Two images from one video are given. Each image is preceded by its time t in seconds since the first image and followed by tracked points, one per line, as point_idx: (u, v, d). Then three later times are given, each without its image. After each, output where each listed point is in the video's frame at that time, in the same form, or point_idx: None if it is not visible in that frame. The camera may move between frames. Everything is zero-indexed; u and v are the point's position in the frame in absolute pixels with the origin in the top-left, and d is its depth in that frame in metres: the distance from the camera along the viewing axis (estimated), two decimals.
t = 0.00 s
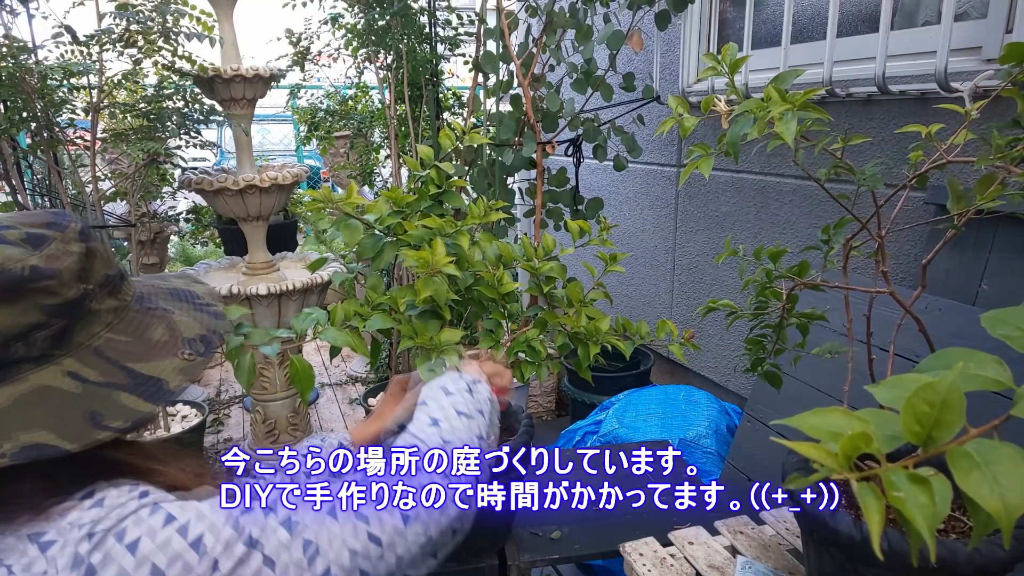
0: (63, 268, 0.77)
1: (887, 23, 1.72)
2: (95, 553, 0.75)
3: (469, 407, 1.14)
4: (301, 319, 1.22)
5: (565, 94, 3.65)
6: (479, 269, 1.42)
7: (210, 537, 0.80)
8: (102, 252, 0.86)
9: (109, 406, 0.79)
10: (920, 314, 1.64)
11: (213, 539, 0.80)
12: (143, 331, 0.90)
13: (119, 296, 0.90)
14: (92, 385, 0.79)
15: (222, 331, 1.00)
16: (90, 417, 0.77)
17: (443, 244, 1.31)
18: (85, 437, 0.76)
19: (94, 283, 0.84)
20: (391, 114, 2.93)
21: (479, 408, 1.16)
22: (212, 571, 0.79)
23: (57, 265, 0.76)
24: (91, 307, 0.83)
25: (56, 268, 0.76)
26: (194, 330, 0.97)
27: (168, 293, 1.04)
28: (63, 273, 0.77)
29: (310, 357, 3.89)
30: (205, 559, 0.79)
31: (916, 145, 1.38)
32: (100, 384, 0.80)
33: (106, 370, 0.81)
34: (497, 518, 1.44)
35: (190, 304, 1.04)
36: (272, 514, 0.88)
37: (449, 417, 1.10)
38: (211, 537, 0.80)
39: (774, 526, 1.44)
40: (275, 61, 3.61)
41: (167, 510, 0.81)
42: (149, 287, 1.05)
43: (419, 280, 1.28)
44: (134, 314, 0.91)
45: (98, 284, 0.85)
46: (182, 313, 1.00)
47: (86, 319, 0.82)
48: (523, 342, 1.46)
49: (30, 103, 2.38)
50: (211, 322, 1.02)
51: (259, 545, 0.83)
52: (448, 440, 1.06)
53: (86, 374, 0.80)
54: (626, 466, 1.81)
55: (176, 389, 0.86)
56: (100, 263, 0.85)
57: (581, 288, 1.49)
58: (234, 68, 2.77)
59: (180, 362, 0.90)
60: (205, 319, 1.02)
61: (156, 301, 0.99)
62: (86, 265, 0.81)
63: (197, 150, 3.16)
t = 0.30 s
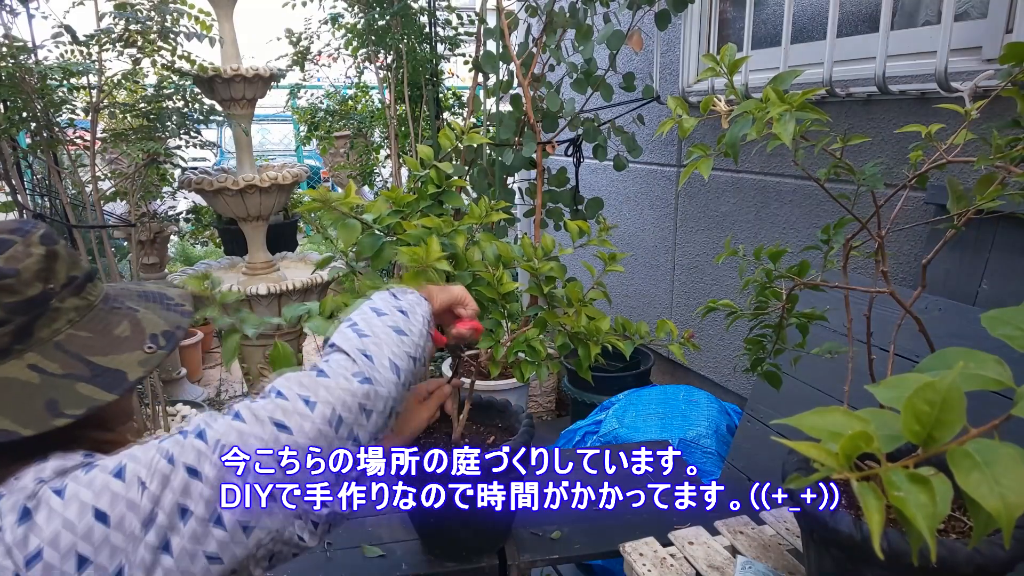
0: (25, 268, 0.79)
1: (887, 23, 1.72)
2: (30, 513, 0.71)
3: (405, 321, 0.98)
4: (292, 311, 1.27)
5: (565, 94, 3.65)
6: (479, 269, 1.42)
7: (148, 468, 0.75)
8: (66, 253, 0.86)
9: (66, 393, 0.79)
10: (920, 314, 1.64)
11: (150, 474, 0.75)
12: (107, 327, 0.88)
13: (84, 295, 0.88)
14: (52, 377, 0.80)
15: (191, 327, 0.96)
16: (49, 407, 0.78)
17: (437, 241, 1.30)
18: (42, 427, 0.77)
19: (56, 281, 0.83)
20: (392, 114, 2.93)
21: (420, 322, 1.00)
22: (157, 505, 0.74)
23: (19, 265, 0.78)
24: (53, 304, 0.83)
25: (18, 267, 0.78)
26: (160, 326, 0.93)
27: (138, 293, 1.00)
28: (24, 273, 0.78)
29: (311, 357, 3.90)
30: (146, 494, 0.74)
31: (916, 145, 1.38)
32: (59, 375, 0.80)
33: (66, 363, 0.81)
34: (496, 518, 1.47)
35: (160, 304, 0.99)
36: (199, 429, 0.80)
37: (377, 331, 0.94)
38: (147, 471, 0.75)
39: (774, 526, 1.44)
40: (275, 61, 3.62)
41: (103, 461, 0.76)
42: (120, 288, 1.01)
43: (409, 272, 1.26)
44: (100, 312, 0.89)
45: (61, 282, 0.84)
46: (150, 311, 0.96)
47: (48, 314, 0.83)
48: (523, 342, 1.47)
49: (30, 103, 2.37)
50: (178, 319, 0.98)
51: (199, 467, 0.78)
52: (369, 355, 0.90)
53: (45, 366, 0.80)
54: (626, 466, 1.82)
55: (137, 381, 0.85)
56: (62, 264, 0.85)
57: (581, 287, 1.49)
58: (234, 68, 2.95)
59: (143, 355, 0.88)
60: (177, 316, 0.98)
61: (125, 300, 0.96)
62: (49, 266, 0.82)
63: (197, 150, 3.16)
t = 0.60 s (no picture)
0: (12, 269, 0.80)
1: (887, 23, 1.72)
2: (17, 491, 0.75)
3: (376, 300, 1.01)
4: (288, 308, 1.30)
5: (565, 94, 3.65)
6: (476, 269, 1.41)
7: (127, 447, 0.78)
8: (55, 255, 0.88)
9: (53, 388, 0.81)
10: (920, 314, 1.63)
11: (128, 450, 0.77)
12: (93, 326, 0.90)
13: (71, 295, 0.90)
14: (39, 372, 0.81)
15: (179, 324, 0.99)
16: (35, 401, 0.79)
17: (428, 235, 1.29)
18: (28, 420, 0.78)
19: (44, 282, 0.85)
20: (393, 113, 2.91)
21: (391, 301, 1.03)
22: (136, 480, 0.77)
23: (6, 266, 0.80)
24: (40, 304, 0.85)
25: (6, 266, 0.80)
26: (146, 325, 0.95)
27: (127, 295, 1.02)
28: (13, 273, 0.80)
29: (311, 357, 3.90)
30: (123, 470, 0.77)
31: (916, 145, 1.38)
32: (45, 371, 0.82)
33: (52, 359, 0.83)
34: (496, 518, 1.47)
35: (146, 303, 1.01)
36: (177, 405, 0.82)
37: (347, 308, 0.97)
38: (125, 448, 0.77)
39: (774, 526, 1.44)
40: (275, 61, 3.62)
41: (88, 442, 0.80)
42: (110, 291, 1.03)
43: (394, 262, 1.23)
44: (87, 312, 0.91)
45: (49, 283, 0.86)
46: (136, 311, 0.98)
47: (34, 314, 0.84)
48: (523, 342, 1.47)
49: (29, 103, 2.37)
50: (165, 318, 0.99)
51: (176, 442, 0.79)
52: (337, 329, 0.93)
53: (33, 363, 0.82)
54: (626, 466, 1.82)
55: (121, 377, 0.86)
56: (50, 266, 0.87)
57: (580, 287, 1.49)
58: (234, 68, 2.98)
59: (130, 352, 0.89)
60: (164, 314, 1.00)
61: (112, 301, 0.98)
62: (37, 267, 0.84)
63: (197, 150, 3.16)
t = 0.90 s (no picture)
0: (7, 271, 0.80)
1: (886, 23, 1.72)
2: (19, 480, 0.76)
3: (367, 294, 1.04)
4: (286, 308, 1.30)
5: (565, 94, 3.65)
6: (476, 269, 1.41)
7: (126, 436, 0.79)
8: (51, 256, 0.88)
9: (49, 388, 0.81)
10: (921, 314, 1.64)
11: (126, 439, 0.79)
12: (88, 326, 0.90)
13: (66, 295, 0.90)
14: (35, 372, 0.82)
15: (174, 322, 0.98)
16: (31, 401, 0.80)
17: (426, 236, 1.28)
18: (24, 419, 0.79)
19: (39, 283, 0.85)
20: (393, 113, 2.91)
21: (382, 296, 1.06)
22: (134, 468, 0.78)
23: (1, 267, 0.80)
24: (36, 304, 0.85)
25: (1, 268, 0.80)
26: (141, 324, 0.95)
27: (122, 295, 1.01)
28: (8, 274, 0.80)
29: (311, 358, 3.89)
30: (121, 458, 0.78)
31: (916, 145, 1.38)
32: (41, 371, 0.82)
33: (47, 359, 0.83)
34: (496, 518, 1.47)
35: (142, 303, 1.01)
36: (173, 396, 0.84)
37: (338, 301, 1.00)
38: (122, 437, 0.79)
39: (774, 526, 1.44)
40: (274, 61, 3.62)
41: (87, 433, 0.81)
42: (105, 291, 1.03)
43: (393, 263, 1.23)
44: (81, 312, 0.91)
45: (44, 283, 0.86)
46: (132, 309, 0.98)
47: (29, 314, 0.84)
48: (523, 342, 1.47)
49: (29, 103, 2.37)
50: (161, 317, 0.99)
51: (172, 430, 0.81)
52: (328, 321, 0.95)
53: (28, 363, 0.82)
54: (626, 466, 1.82)
55: (116, 376, 0.86)
56: (45, 267, 0.87)
57: (580, 287, 1.49)
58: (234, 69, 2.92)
59: (125, 351, 0.89)
60: (159, 313, 1.00)
61: (107, 301, 0.97)
62: (32, 268, 0.84)
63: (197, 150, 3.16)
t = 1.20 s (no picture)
0: (15, 273, 0.80)
1: (886, 23, 1.73)
2: (22, 475, 0.76)
3: (366, 294, 1.04)
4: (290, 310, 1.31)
5: (565, 95, 3.65)
6: (477, 269, 1.41)
7: (130, 431, 0.79)
8: (56, 258, 0.88)
9: (54, 389, 0.81)
10: (920, 314, 1.64)
11: (130, 434, 0.79)
12: (94, 328, 0.90)
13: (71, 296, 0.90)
14: (40, 373, 0.82)
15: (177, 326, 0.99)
16: (36, 402, 0.80)
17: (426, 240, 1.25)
18: (29, 419, 0.79)
19: (46, 285, 0.86)
20: (392, 113, 2.92)
21: (381, 296, 1.06)
22: (138, 462, 0.78)
23: (9, 268, 0.80)
24: (42, 305, 0.85)
25: (9, 270, 0.80)
26: (146, 327, 0.95)
27: (127, 298, 1.02)
28: (15, 275, 0.80)
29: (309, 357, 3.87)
30: (125, 452, 0.78)
31: (916, 145, 1.38)
32: (46, 371, 0.82)
33: (52, 360, 0.83)
34: (496, 518, 1.47)
35: (147, 306, 1.01)
36: (175, 392, 0.84)
37: (337, 300, 1.00)
38: (126, 432, 0.79)
39: (774, 526, 1.44)
40: (274, 61, 3.62)
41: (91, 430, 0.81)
42: (106, 293, 1.02)
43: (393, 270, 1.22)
44: (86, 314, 0.91)
45: (51, 284, 0.86)
46: (137, 313, 0.98)
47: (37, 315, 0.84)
48: (523, 342, 1.47)
49: (29, 103, 2.37)
50: (166, 320, 1.00)
51: (174, 425, 0.81)
52: (327, 319, 0.96)
53: (34, 364, 0.82)
54: (626, 466, 1.82)
55: (120, 378, 0.87)
56: (52, 268, 0.87)
57: (581, 287, 1.49)
58: (234, 69, 2.94)
59: (130, 353, 0.90)
60: (161, 317, 1.00)
61: (110, 303, 0.97)
62: (39, 270, 0.84)
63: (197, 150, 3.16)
